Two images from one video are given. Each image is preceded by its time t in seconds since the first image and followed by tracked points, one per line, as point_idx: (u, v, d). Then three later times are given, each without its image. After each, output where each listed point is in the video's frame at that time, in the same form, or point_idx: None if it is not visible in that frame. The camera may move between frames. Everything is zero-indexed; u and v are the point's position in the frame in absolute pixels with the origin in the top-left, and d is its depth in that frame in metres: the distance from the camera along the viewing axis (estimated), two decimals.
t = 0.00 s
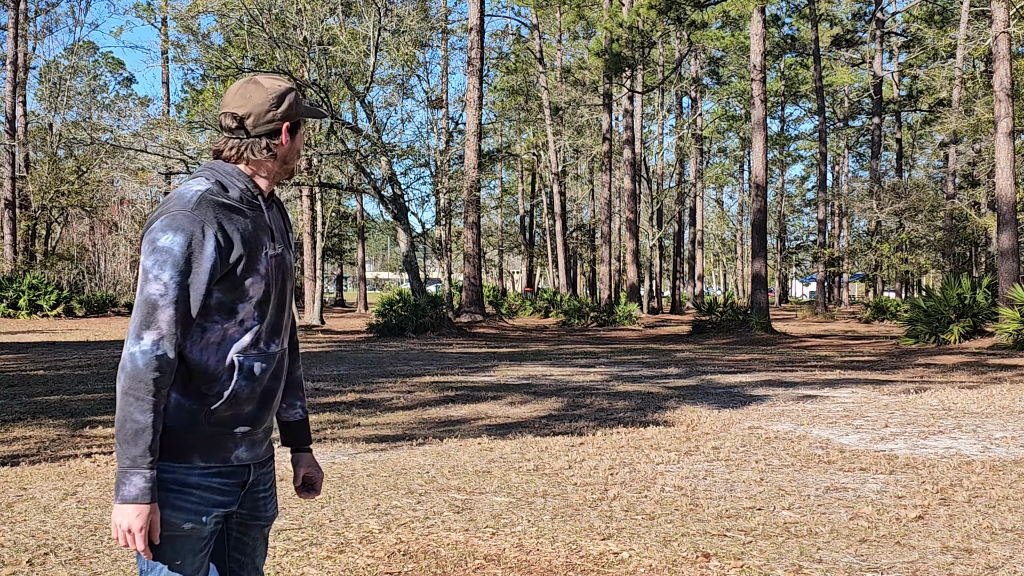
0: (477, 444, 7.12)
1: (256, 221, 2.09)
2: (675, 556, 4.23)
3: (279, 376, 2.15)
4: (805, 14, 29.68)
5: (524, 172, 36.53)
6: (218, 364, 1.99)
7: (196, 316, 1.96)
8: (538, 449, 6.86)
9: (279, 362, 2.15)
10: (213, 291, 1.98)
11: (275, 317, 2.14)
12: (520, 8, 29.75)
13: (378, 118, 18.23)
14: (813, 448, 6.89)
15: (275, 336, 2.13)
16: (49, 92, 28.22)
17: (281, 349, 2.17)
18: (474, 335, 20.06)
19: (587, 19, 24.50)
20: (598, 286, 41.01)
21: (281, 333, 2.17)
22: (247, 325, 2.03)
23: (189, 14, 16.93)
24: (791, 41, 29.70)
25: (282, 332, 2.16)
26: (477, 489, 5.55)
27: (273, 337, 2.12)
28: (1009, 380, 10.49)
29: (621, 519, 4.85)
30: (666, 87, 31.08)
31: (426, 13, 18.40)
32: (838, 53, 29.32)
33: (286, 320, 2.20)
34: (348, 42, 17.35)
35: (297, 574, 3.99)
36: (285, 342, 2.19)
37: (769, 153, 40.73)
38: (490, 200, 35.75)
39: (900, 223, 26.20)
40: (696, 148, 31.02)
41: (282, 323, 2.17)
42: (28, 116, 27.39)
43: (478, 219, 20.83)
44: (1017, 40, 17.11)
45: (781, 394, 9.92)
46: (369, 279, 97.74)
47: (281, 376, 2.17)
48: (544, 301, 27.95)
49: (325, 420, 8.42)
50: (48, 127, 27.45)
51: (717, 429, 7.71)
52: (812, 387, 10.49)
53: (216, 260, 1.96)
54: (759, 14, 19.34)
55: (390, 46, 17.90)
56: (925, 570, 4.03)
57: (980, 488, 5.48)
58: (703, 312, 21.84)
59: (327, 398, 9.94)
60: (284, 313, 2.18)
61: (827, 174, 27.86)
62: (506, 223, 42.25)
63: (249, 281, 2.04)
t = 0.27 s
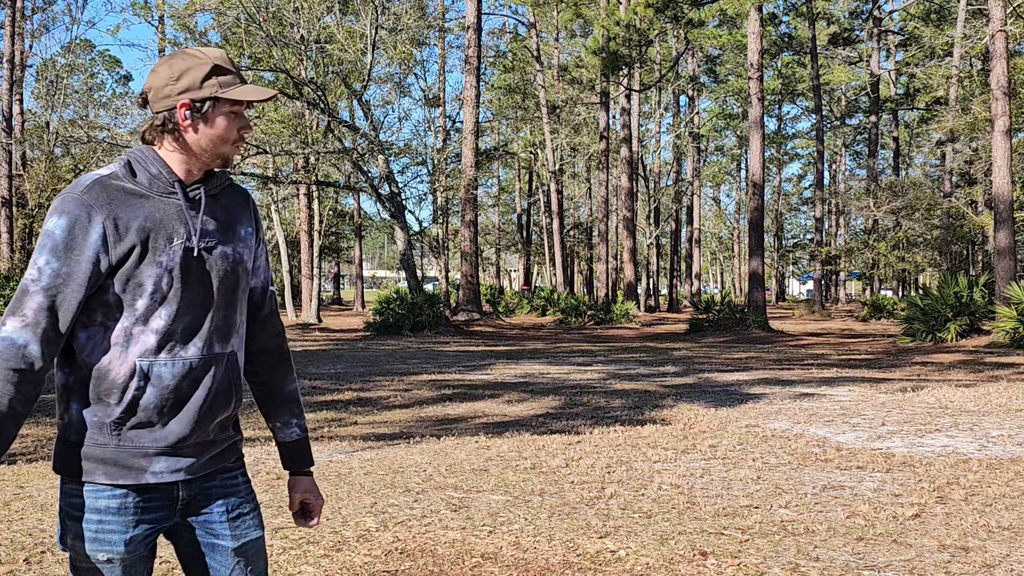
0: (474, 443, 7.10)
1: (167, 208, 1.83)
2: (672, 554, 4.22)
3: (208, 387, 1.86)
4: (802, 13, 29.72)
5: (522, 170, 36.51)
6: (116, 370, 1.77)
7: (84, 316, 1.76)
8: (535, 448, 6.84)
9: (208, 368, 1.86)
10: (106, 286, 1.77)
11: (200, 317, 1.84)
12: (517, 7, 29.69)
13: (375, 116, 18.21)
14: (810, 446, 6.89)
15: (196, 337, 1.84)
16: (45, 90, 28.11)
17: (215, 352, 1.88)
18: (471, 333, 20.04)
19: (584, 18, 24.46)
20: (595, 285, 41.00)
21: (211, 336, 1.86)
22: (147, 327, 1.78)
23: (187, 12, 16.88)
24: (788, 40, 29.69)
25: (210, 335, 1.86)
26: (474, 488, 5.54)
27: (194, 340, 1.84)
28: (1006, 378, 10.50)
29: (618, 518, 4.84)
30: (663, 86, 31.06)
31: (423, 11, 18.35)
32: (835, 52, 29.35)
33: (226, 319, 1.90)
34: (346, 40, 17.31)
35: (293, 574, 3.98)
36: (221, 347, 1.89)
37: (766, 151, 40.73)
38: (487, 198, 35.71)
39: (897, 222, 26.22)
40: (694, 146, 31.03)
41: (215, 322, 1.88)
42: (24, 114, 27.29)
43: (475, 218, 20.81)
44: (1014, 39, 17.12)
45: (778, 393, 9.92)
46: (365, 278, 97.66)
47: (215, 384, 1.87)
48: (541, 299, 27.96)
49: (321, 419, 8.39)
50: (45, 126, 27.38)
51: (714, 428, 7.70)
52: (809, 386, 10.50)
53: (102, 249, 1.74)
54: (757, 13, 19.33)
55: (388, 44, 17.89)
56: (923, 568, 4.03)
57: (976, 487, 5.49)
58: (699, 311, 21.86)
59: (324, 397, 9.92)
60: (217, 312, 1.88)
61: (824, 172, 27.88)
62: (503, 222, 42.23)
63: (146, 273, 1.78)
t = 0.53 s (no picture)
0: (468, 440, 7.08)
1: (86, 198, 1.72)
2: (666, 552, 4.21)
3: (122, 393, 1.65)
4: (796, 10, 29.72)
5: (516, 168, 36.47)
6: (36, 370, 1.68)
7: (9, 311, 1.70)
8: (529, 445, 6.83)
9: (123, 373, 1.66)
10: (22, 284, 1.70)
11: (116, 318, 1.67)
12: (512, 4, 29.59)
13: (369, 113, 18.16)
14: (805, 444, 6.88)
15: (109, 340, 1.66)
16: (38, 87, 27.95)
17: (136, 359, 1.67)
18: (466, 331, 20.00)
19: (579, 15, 24.39)
20: (589, 282, 41.00)
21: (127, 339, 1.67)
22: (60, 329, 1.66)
23: (180, 9, 16.79)
24: (783, 37, 29.69)
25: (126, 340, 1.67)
26: (469, 486, 5.52)
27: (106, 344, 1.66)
28: (1000, 376, 10.51)
29: (613, 515, 4.83)
30: (658, 83, 31.05)
31: (417, 8, 18.24)
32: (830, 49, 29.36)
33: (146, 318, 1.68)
34: (340, 36, 17.23)
35: (288, 572, 3.95)
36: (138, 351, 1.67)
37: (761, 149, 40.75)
38: (482, 196, 35.63)
39: (892, 219, 26.26)
40: (689, 143, 31.02)
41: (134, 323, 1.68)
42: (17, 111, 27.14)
43: (470, 215, 20.76)
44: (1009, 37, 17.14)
45: (772, 390, 9.92)
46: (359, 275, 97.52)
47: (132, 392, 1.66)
48: (535, 296, 27.93)
49: (316, 416, 8.37)
50: (38, 123, 27.25)
51: (709, 425, 7.70)
52: (804, 383, 10.50)
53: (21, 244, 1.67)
54: (752, 10, 19.30)
55: (382, 41, 17.82)
56: (917, 566, 4.02)
57: (971, 484, 5.49)
58: (694, 308, 21.87)
59: (318, 394, 9.88)
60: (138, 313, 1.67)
61: (818, 170, 27.90)
62: (497, 219, 42.17)
63: (51, 271, 1.68)
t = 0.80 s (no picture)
0: (460, 438, 7.05)
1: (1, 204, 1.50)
2: (658, 550, 4.19)
3: None
4: (789, 8, 29.75)
5: (509, 165, 36.41)
6: None
7: None
8: (521, 443, 6.79)
9: None
10: None
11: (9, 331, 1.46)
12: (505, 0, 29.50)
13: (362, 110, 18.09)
14: (797, 442, 6.87)
15: None
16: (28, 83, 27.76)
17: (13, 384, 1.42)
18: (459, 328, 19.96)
19: (572, 12, 24.31)
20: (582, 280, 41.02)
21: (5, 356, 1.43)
22: None
23: (171, 5, 16.67)
24: (775, 35, 29.70)
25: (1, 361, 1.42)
26: (460, 483, 5.49)
27: None
28: (991, 374, 10.54)
29: (605, 514, 4.80)
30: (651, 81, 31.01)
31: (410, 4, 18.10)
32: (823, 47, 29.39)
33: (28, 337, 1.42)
34: (332, 33, 17.14)
35: (278, 570, 3.91)
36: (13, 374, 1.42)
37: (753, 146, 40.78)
38: (474, 193, 35.57)
39: (884, 216, 26.32)
40: (682, 140, 31.03)
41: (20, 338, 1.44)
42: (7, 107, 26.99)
43: (462, 212, 20.70)
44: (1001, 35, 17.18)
45: (765, 388, 9.91)
46: (351, 272, 97.38)
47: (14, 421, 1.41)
48: (528, 294, 27.91)
49: (307, 414, 8.32)
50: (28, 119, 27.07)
51: (702, 423, 7.68)
52: (796, 381, 10.51)
53: None
54: (745, 8, 19.29)
55: (374, 38, 17.74)
56: (909, 564, 4.01)
57: (963, 482, 5.48)
58: (686, 306, 21.87)
59: (310, 392, 9.83)
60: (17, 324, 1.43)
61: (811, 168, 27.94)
62: (490, 217, 42.14)
63: None
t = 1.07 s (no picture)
0: (455, 437, 7.03)
1: None
2: (653, 548, 4.18)
3: None
4: (783, 6, 29.77)
5: (503, 163, 36.38)
6: None
7: None
8: (516, 442, 6.78)
9: None
10: None
11: None
12: None
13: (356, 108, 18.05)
14: (792, 440, 6.87)
15: None
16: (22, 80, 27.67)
17: None
18: (453, 326, 19.93)
19: (567, 9, 24.25)
20: (576, 278, 41.02)
21: None
22: None
23: (165, 2, 16.58)
24: (770, 33, 29.70)
25: None
26: (455, 482, 5.47)
27: None
28: (985, 373, 10.56)
29: (600, 512, 4.79)
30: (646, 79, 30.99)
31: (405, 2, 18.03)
32: (818, 45, 29.42)
33: None
34: (326, 31, 17.07)
35: (273, 569, 3.89)
36: None
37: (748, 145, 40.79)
38: (469, 191, 35.55)
39: (878, 215, 26.37)
40: (677, 138, 31.02)
41: None
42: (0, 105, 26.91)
43: (457, 210, 20.64)
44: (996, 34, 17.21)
45: (760, 386, 9.92)
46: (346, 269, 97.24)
47: None
48: (522, 292, 27.88)
49: (301, 412, 8.29)
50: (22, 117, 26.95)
51: (697, 421, 7.68)
52: (790, 379, 10.52)
53: None
54: (740, 6, 19.27)
55: (369, 36, 17.67)
56: (904, 562, 4.01)
57: (957, 480, 5.49)
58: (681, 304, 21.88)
59: (305, 390, 9.81)
60: None
61: (805, 166, 27.98)
62: (484, 215, 42.12)
63: None
